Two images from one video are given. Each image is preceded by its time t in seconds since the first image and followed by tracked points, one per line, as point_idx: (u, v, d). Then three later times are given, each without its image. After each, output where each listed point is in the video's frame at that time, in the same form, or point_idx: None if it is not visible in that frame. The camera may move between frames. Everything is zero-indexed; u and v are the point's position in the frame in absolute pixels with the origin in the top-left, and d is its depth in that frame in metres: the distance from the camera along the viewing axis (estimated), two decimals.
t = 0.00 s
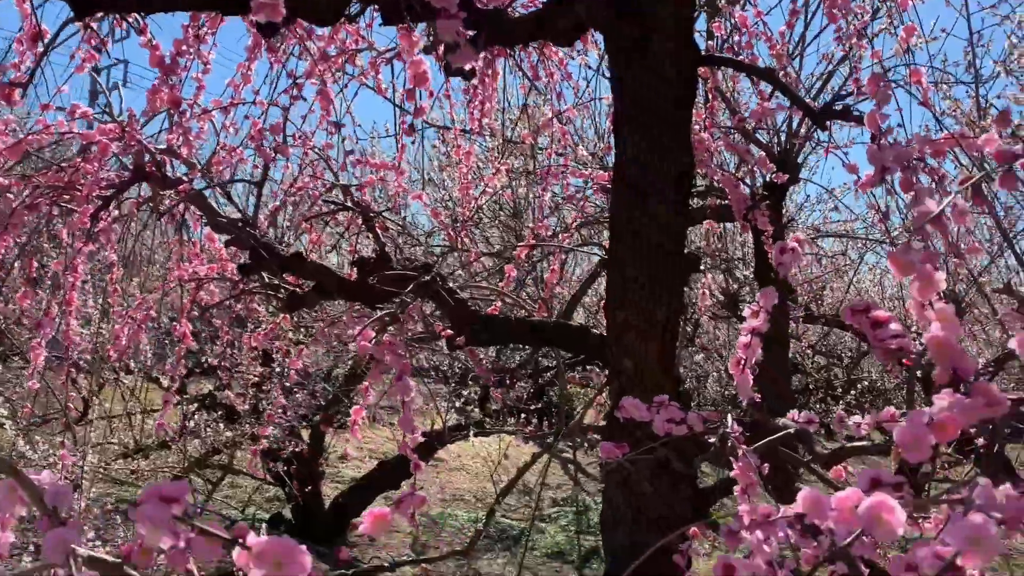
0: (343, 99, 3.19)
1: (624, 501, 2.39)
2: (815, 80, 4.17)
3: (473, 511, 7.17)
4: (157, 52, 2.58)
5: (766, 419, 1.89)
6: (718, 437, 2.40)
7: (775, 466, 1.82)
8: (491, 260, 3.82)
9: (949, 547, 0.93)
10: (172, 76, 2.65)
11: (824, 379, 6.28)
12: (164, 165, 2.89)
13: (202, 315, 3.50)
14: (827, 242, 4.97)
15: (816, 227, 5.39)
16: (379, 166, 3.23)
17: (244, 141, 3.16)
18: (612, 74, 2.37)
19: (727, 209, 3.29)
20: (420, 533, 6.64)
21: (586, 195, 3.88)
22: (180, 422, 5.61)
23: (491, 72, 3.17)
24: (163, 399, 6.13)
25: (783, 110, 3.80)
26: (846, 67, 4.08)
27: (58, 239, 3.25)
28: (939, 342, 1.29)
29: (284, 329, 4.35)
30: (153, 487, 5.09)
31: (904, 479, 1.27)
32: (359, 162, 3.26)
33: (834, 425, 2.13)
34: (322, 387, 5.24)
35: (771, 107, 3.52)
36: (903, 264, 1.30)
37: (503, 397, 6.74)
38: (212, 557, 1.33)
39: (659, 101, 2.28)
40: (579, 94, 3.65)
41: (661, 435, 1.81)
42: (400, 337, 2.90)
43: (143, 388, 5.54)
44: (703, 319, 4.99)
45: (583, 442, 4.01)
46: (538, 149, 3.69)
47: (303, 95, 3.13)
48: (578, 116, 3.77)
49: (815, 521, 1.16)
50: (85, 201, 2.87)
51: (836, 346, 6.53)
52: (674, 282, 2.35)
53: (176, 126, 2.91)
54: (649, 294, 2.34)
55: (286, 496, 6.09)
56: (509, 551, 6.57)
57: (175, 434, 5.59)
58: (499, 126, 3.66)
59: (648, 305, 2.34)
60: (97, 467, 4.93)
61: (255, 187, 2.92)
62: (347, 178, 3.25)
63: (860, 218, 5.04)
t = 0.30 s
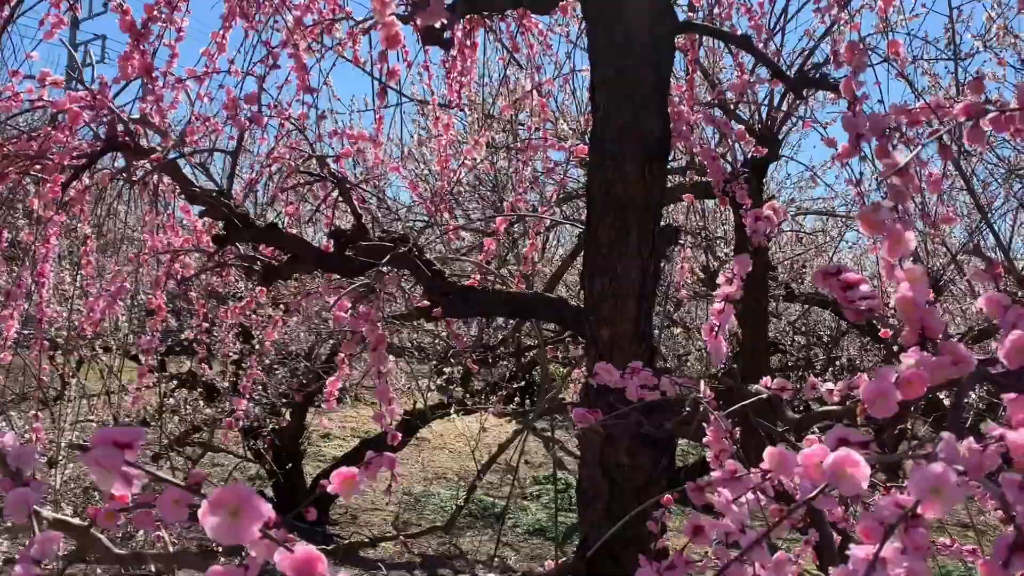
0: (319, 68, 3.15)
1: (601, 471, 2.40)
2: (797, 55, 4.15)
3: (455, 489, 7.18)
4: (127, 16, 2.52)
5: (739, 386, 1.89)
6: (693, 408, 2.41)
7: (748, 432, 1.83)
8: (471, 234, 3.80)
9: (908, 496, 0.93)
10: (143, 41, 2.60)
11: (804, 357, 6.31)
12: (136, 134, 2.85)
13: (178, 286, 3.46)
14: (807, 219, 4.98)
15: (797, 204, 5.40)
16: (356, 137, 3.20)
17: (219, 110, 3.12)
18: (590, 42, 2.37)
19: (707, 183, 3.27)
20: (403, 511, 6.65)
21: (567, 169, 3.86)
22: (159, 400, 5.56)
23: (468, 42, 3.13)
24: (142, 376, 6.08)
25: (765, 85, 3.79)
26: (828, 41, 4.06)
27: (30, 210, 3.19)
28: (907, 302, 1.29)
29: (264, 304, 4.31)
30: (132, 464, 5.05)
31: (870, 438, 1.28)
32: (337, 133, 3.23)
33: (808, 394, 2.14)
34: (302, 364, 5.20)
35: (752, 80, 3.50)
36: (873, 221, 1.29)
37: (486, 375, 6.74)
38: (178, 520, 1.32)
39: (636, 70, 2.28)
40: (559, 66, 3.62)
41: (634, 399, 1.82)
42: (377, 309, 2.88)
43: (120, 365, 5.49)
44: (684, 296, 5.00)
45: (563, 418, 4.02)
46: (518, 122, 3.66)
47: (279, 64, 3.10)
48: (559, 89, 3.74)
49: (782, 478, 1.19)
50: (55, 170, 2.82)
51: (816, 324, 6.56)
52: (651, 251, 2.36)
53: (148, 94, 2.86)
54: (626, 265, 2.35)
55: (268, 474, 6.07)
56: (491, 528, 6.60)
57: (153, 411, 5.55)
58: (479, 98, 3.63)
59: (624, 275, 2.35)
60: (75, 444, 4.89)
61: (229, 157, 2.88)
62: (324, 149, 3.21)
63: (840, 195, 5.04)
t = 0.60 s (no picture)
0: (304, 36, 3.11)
1: (588, 439, 2.42)
2: (786, 28, 4.13)
3: (444, 465, 7.20)
4: None
5: (725, 351, 1.90)
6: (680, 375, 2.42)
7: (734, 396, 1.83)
8: (459, 207, 3.78)
9: (891, 443, 0.93)
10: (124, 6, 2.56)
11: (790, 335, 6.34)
12: (118, 102, 2.80)
13: (162, 258, 3.42)
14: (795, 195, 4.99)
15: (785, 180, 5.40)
16: (342, 107, 3.17)
17: (203, 78, 3.08)
18: (578, 7, 2.35)
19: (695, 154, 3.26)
20: (391, 487, 6.66)
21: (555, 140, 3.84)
22: (145, 376, 5.52)
23: (456, 10, 3.09)
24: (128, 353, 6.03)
25: (754, 57, 3.77)
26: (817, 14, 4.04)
27: (10, 179, 3.14)
28: (893, 259, 1.30)
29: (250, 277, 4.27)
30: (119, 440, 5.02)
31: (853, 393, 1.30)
32: (322, 103, 3.19)
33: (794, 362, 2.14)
34: (289, 339, 5.18)
35: (741, 52, 3.48)
36: (860, 179, 1.29)
37: (474, 352, 6.74)
38: (162, 477, 1.30)
39: (625, 36, 2.28)
40: (547, 37, 3.59)
41: (621, 363, 1.82)
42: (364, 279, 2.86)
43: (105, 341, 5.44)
44: (672, 271, 5.00)
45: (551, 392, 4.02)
46: (506, 93, 3.63)
47: (264, 32, 3.06)
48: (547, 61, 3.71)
49: (766, 431, 1.19)
50: (37, 138, 2.78)
51: (802, 301, 6.58)
52: (639, 218, 2.36)
53: (131, 61, 2.82)
54: (614, 233, 2.34)
55: (255, 450, 6.06)
56: (480, 504, 6.62)
57: (139, 387, 5.51)
58: (466, 69, 3.60)
59: (611, 243, 2.35)
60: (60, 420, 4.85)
61: (214, 126, 2.85)
62: (310, 119, 3.18)
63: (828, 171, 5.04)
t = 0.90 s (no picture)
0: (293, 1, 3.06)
1: (582, 405, 2.41)
2: None
3: (440, 441, 7.21)
4: None
5: (719, 312, 1.89)
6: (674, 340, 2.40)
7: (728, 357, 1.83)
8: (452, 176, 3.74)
9: (885, 384, 0.91)
10: None
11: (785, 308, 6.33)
12: (105, 69, 2.75)
13: (153, 228, 3.37)
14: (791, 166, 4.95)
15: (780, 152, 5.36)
16: (332, 74, 3.12)
17: (191, 45, 3.03)
18: None
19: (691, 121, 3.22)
20: (387, 463, 6.67)
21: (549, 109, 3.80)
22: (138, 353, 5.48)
23: None
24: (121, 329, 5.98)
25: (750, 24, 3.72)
26: None
27: None
28: (889, 210, 1.27)
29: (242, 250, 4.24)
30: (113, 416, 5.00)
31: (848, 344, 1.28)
32: (312, 70, 3.15)
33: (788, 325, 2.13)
34: (283, 314, 5.15)
35: (738, 17, 3.43)
36: (856, 125, 1.28)
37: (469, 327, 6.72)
38: (150, 433, 1.29)
39: None
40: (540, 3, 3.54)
41: (615, 324, 1.81)
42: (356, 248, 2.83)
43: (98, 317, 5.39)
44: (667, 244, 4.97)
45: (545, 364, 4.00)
46: (499, 61, 3.58)
47: None
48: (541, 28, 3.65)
49: (760, 380, 1.18)
50: (23, 106, 2.72)
51: (797, 274, 6.57)
52: (632, 181, 2.35)
53: (117, 27, 2.76)
54: (607, 196, 2.33)
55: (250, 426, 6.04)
56: (475, 479, 6.63)
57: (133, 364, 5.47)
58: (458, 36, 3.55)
59: (606, 207, 2.33)
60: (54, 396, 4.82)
61: (203, 92, 2.80)
62: (301, 86, 3.14)
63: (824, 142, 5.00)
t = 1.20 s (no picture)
0: None
1: (584, 370, 2.39)
2: None
3: (442, 416, 7.21)
4: None
5: (722, 270, 1.86)
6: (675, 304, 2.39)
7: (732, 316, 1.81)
8: (452, 144, 3.70)
9: (898, 323, 0.89)
10: None
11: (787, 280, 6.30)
12: (100, 33, 2.70)
13: (150, 198, 3.33)
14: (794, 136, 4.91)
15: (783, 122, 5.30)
16: (329, 39, 3.08)
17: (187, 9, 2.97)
18: None
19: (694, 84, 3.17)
20: (390, 439, 6.68)
21: (550, 76, 3.76)
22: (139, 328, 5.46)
23: None
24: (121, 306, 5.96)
25: None
26: None
27: None
28: (900, 157, 1.24)
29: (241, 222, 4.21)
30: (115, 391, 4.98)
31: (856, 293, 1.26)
32: (309, 35, 3.10)
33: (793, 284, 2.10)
34: (283, 288, 5.12)
35: None
36: (866, 69, 1.26)
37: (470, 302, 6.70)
38: (148, 387, 1.28)
39: None
40: None
41: (618, 283, 1.79)
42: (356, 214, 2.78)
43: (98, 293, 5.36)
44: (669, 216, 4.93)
45: (548, 335, 3.98)
46: (498, 25, 3.52)
47: None
48: None
49: (767, 329, 1.15)
50: (17, 72, 2.68)
51: (799, 246, 6.54)
52: (636, 141, 2.36)
53: None
54: (610, 154, 2.34)
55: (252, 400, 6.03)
56: (478, 454, 6.65)
57: (134, 339, 5.45)
58: None
59: (608, 168, 2.34)
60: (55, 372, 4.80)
61: (198, 57, 2.76)
62: (298, 51, 3.10)
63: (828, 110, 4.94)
